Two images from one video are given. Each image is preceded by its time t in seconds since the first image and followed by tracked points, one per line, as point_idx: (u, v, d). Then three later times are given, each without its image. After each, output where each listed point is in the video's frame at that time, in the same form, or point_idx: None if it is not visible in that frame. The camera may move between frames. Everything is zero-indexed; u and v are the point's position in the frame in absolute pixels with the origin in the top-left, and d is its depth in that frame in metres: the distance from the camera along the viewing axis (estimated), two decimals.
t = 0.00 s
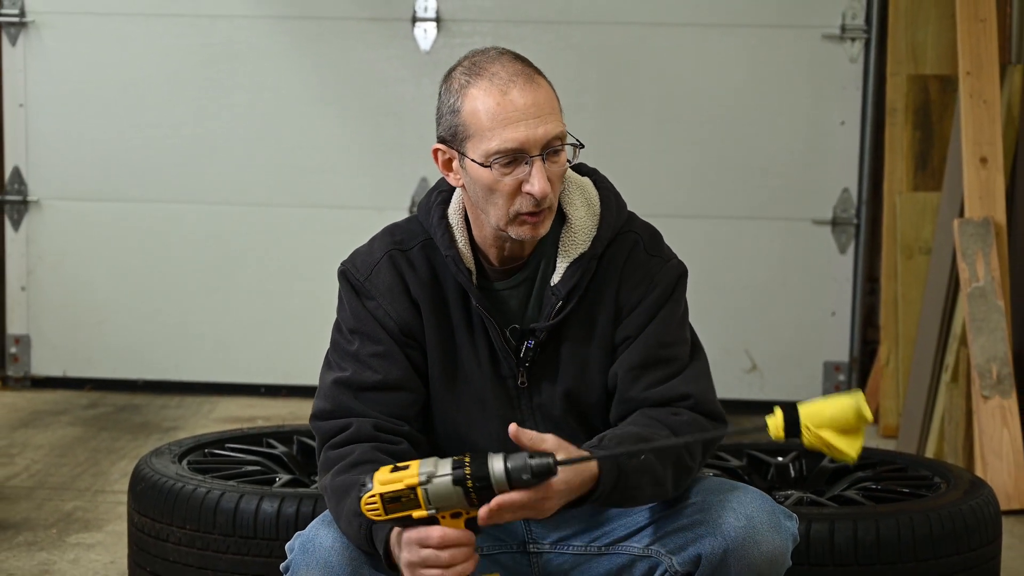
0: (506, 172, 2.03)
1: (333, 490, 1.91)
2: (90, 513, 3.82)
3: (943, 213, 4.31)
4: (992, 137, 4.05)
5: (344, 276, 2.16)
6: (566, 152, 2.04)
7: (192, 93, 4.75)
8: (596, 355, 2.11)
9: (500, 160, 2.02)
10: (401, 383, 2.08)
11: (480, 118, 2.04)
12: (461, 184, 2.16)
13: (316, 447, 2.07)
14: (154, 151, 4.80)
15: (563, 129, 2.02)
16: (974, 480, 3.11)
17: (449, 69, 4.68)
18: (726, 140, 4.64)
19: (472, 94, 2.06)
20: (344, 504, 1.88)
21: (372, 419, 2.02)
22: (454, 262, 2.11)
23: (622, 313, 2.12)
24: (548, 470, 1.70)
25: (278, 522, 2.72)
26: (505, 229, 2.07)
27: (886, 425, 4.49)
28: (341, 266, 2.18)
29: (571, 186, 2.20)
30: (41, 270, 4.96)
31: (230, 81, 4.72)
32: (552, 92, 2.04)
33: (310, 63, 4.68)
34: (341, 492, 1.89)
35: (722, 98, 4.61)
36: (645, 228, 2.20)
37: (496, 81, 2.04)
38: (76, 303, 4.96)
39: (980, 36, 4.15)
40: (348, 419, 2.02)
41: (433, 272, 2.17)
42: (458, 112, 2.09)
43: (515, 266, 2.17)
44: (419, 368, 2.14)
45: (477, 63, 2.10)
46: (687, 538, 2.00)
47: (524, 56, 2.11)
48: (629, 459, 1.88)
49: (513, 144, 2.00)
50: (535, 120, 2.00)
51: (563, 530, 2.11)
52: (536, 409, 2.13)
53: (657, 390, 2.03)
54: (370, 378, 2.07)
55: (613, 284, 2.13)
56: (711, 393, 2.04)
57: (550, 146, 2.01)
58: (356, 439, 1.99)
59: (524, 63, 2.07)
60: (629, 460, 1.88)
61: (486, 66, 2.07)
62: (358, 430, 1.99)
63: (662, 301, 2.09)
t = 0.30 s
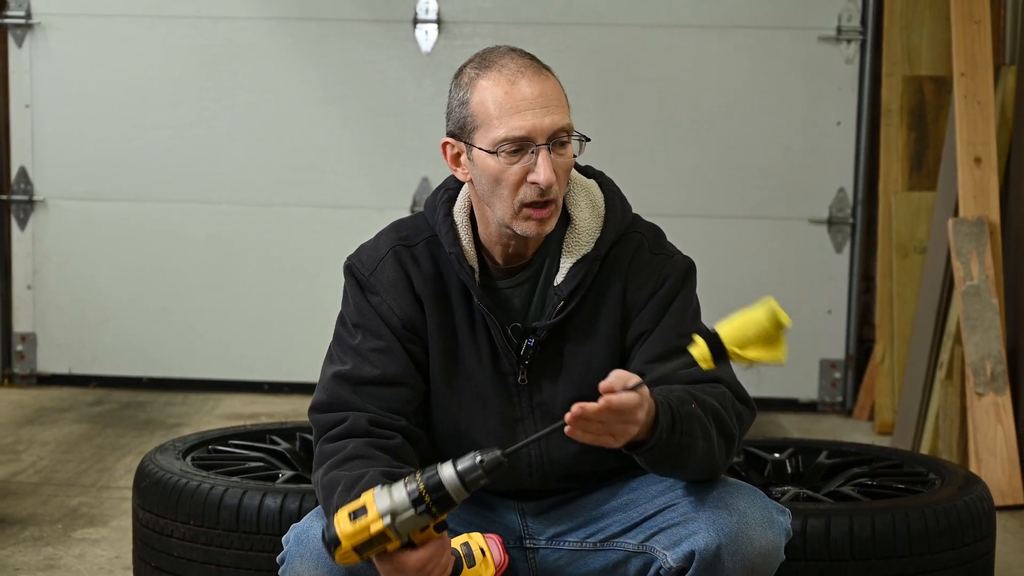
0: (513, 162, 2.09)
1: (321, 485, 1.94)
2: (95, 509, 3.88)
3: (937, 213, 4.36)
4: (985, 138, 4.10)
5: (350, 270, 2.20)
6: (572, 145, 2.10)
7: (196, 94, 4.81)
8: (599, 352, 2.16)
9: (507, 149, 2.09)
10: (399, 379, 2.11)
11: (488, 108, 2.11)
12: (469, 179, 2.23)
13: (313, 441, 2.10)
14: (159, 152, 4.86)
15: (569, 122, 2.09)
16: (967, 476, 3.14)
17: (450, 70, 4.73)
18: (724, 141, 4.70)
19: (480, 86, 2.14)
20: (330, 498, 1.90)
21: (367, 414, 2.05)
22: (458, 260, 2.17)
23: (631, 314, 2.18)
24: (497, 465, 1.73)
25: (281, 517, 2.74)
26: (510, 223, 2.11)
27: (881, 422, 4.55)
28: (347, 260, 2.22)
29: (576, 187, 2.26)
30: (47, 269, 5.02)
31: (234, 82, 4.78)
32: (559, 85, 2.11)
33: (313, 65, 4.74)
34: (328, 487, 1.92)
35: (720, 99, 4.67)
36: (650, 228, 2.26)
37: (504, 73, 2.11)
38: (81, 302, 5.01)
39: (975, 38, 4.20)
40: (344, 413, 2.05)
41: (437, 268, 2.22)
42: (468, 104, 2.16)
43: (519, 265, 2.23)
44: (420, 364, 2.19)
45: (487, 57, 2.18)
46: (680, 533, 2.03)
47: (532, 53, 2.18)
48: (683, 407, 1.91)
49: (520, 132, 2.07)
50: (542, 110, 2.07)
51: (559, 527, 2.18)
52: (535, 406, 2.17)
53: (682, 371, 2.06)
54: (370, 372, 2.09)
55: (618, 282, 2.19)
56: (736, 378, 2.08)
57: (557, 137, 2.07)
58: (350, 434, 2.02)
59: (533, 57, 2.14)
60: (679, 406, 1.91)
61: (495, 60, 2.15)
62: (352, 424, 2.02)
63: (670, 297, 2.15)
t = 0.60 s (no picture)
0: (524, 151, 2.14)
1: (337, 484, 2.01)
2: (100, 504, 3.94)
3: (932, 212, 4.42)
4: (980, 138, 4.16)
5: (361, 266, 2.25)
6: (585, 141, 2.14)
7: (200, 95, 4.86)
8: (604, 351, 2.22)
9: (518, 137, 2.13)
10: (407, 378, 2.16)
11: (504, 97, 2.17)
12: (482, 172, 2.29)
13: (320, 435, 2.15)
14: (164, 152, 4.92)
15: (584, 117, 2.13)
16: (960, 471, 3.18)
17: (450, 71, 4.79)
18: (721, 141, 4.76)
19: (499, 76, 2.20)
20: (348, 501, 1.98)
21: (377, 414, 2.11)
22: (469, 258, 2.22)
23: (635, 309, 2.22)
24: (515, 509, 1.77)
25: (284, 513, 2.75)
26: (519, 213, 2.15)
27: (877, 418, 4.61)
28: (358, 256, 2.27)
29: (586, 189, 2.32)
30: (53, 267, 5.08)
31: (238, 83, 4.84)
32: (578, 82, 2.17)
33: (316, 66, 4.80)
34: (346, 489, 1.99)
35: (718, 99, 4.73)
36: (658, 229, 2.31)
37: (523, 65, 2.17)
38: (86, 299, 5.07)
39: (969, 39, 4.26)
40: (353, 411, 2.10)
41: (448, 266, 2.28)
42: (486, 94, 2.22)
43: (529, 265, 2.28)
44: (427, 361, 2.24)
45: (510, 51, 2.24)
46: (665, 524, 2.09)
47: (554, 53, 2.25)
48: (662, 397, 1.98)
49: (533, 120, 2.12)
50: (556, 102, 2.12)
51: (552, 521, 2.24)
52: (537, 406, 2.23)
53: (676, 368, 2.13)
54: (378, 370, 2.14)
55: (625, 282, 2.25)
56: (727, 377, 2.17)
57: (569, 130, 2.12)
58: (361, 433, 2.08)
59: (554, 54, 2.20)
60: (659, 396, 1.98)
61: (516, 54, 2.21)
62: (364, 424, 2.07)
63: (670, 296, 2.21)
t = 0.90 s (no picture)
0: (516, 155, 2.20)
1: (355, 482, 2.06)
2: (106, 500, 4.01)
3: (926, 212, 4.48)
4: (974, 139, 4.21)
5: (364, 268, 2.30)
6: (577, 142, 2.20)
7: (205, 96, 4.93)
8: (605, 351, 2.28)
9: (509, 140, 2.20)
10: (412, 379, 2.22)
11: (496, 100, 2.23)
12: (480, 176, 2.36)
13: (326, 436, 2.20)
14: (168, 152, 4.98)
15: (575, 119, 2.19)
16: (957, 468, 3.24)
17: (451, 72, 4.85)
18: (718, 141, 4.82)
19: (492, 80, 2.26)
20: (368, 498, 2.04)
21: (386, 415, 2.16)
22: (474, 259, 2.27)
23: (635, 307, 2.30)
24: (528, 507, 1.81)
25: (287, 508, 2.80)
26: (513, 217, 2.21)
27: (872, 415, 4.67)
28: (362, 259, 2.32)
29: (585, 188, 2.38)
30: (59, 265, 5.15)
31: (241, 84, 4.90)
32: (569, 83, 2.23)
33: (318, 67, 4.86)
34: (365, 487, 2.05)
35: (716, 100, 4.79)
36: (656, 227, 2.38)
37: (515, 67, 2.23)
38: (92, 298, 5.13)
39: (962, 40, 4.32)
40: (361, 413, 2.15)
41: (452, 267, 2.34)
42: (480, 98, 2.29)
43: (531, 266, 2.34)
44: (432, 361, 2.30)
45: (503, 55, 2.31)
46: (666, 517, 2.15)
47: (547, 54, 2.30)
48: (671, 401, 2.04)
49: (523, 123, 2.19)
50: (546, 104, 2.18)
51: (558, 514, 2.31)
52: (542, 405, 2.29)
53: (676, 367, 2.20)
54: (384, 372, 2.20)
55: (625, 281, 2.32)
56: (726, 374, 2.23)
57: (560, 132, 2.18)
58: (371, 434, 2.13)
59: (546, 56, 2.26)
60: (667, 398, 2.03)
61: (509, 57, 2.27)
62: (373, 424, 2.13)
63: (671, 295, 2.26)
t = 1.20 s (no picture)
0: (510, 154, 2.26)
1: (363, 473, 2.11)
2: (111, 495, 4.07)
3: (921, 211, 4.54)
4: (968, 139, 4.27)
5: (375, 264, 2.38)
6: (571, 140, 2.25)
7: (209, 97, 4.99)
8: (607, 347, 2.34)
9: (503, 140, 2.26)
10: (418, 374, 2.28)
11: (491, 101, 2.30)
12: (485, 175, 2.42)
13: (334, 427, 2.26)
14: (173, 152, 5.04)
15: (567, 118, 2.25)
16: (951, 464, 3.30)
17: (452, 73, 4.91)
18: (715, 142, 4.88)
19: (488, 81, 2.33)
20: (377, 488, 2.09)
21: (392, 409, 2.23)
22: (483, 255, 2.34)
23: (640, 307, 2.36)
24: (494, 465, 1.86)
25: (290, 504, 2.86)
26: (510, 214, 2.27)
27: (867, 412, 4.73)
28: (373, 254, 2.40)
29: (594, 189, 2.43)
30: (65, 264, 5.21)
31: (245, 85, 4.96)
32: (563, 82, 2.28)
33: (321, 69, 4.92)
34: (375, 477, 2.10)
35: (713, 101, 4.85)
36: (662, 231, 2.45)
37: (510, 68, 2.29)
38: (97, 296, 5.20)
39: (956, 42, 4.37)
40: (370, 406, 2.22)
41: (460, 264, 2.41)
42: (476, 99, 2.35)
43: (538, 264, 2.40)
44: (438, 356, 2.37)
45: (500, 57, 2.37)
46: (657, 516, 2.22)
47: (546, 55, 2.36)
48: (665, 394, 2.09)
49: (515, 123, 2.25)
50: (538, 104, 2.24)
51: (558, 510, 2.38)
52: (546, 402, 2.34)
53: (678, 364, 2.25)
54: (392, 366, 2.26)
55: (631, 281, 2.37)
56: (726, 377, 2.29)
57: (552, 131, 2.24)
58: (379, 427, 2.19)
59: (543, 57, 2.32)
60: (663, 391, 2.09)
61: (506, 59, 2.34)
62: (381, 418, 2.19)
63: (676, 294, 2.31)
